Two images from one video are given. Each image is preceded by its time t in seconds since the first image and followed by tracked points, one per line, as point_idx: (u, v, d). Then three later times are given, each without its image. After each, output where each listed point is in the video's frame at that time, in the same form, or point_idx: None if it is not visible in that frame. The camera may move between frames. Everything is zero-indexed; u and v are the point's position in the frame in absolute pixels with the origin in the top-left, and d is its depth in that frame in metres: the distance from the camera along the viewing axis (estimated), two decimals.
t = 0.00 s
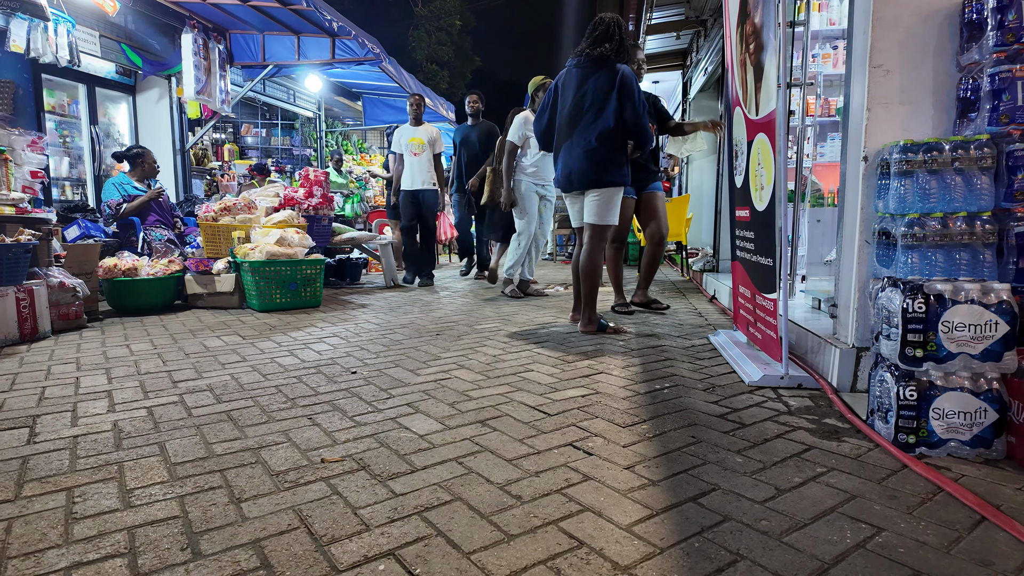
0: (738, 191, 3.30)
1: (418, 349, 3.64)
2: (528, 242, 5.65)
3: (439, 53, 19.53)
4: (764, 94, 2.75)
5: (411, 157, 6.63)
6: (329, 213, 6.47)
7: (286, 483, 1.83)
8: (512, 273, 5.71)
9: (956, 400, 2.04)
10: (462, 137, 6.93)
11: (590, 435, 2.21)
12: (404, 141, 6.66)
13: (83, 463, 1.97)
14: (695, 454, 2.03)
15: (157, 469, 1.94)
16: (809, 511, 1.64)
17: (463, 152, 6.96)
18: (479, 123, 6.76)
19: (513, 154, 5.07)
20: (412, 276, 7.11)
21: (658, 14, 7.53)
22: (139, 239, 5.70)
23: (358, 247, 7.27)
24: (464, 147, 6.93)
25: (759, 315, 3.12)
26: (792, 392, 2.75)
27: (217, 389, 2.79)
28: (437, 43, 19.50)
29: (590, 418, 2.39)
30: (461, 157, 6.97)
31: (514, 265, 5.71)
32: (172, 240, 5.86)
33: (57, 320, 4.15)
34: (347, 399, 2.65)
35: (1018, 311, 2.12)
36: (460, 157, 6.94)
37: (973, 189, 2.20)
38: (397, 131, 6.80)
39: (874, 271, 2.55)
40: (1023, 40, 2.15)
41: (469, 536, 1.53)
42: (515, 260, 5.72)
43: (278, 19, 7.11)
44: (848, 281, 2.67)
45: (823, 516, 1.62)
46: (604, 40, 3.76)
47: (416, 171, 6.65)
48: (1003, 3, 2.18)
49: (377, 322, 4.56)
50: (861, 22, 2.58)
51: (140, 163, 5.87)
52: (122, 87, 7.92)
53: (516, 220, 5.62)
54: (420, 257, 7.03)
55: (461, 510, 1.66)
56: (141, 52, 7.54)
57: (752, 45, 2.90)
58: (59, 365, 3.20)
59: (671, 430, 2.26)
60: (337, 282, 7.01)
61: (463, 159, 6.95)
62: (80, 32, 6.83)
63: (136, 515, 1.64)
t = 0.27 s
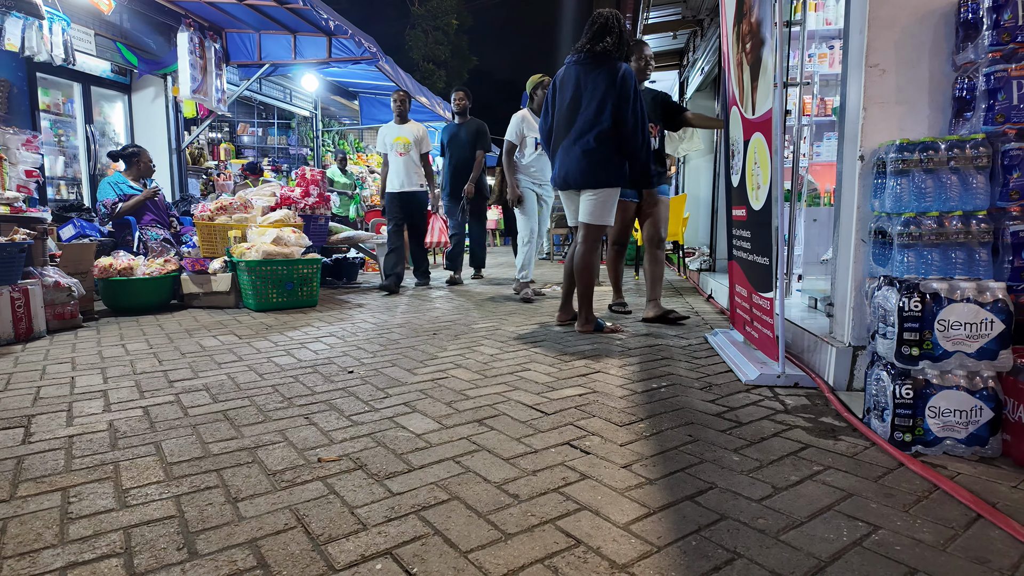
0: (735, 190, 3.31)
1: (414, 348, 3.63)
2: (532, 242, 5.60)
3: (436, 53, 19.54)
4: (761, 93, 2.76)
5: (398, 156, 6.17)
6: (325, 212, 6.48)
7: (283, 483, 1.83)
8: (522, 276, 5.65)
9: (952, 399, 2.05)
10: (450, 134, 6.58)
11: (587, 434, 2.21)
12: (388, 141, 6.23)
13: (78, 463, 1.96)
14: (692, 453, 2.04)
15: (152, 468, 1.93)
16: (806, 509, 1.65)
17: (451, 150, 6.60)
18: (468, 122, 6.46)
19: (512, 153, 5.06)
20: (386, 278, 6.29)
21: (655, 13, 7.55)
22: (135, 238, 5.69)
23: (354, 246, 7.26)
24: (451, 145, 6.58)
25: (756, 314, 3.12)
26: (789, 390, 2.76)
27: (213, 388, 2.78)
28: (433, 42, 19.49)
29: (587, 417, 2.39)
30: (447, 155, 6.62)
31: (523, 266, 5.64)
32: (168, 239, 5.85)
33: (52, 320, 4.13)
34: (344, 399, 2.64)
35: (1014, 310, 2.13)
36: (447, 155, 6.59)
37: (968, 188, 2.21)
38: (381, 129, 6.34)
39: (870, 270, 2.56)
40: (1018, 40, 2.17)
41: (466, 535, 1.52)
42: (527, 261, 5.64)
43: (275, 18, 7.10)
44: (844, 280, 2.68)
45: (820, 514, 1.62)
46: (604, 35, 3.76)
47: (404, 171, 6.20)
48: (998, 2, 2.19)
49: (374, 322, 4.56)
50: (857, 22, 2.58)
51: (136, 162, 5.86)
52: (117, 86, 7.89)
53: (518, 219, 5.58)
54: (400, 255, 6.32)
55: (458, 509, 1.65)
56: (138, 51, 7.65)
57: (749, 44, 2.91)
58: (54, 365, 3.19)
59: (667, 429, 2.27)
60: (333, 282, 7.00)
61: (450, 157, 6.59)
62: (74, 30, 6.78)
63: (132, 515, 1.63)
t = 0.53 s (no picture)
0: (731, 190, 3.31)
1: (411, 348, 3.62)
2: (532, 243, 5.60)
3: (433, 52, 19.54)
4: (757, 93, 2.77)
5: (380, 147, 5.97)
6: (321, 212, 6.48)
7: (278, 484, 1.82)
8: (524, 280, 5.64)
9: (946, 399, 2.06)
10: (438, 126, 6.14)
11: (583, 434, 2.21)
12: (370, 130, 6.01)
13: (73, 465, 1.95)
14: (688, 453, 2.04)
15: (147, 470, 1.92)
16: (801, 509, 1.65)
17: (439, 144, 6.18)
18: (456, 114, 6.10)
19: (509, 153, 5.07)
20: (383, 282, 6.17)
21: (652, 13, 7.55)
22: (130, 238, 5.68)
23: (351, 247, 7.25)
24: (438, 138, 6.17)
25: (752, 314, 3.13)
26: (785, 390, 2.76)
27: (208, 389, 2.77)
28: (430, 42, 19.48)
29: (583, 417, 2.39)
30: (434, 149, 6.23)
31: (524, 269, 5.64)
32: (164, 239, 5.83)
33: (46, 320, 4.12)
34: (340, 399, 2.64)
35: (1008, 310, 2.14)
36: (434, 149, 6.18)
37: (963, 189, 2.22)
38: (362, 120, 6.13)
39: (865, 270, 2.57)
40: (1012, 41, 2.17)
41: (462, 536, 1.52)
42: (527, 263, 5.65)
43: (270, 17, 7.08)
44: (840, 280, 2.68)
45: (815, 515, 1.62)
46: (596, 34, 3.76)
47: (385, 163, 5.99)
48: (993, 3, 2.19)
49: (370, 322, 4.55)
50: (852, 23, 2.59)
51: (131, 162, 5.84)
52: (113, 86, 7.86)
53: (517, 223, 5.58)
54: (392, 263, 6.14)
55: (453, 510, 1.65)
56: (133, 49, 7.55)
57: (745, 45, 2.91)
58: (48, 366, 3.17)
59: (664, 429, 2.27)
60: (330, 282, 7.00)
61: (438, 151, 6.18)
62: (69, 29, 6.72)
63: (126, 517, 1.63)
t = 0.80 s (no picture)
0: (727, 190, 3.32)
1: (407, 349, 3.62)
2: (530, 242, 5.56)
3: (429, 52, 19.53)
4: (753, 94, 2.77)
5: (361, 145, 5.80)
6: (317, 212, 6.41)
7: (274, 485, 1.82)
8: (523, 280, 5.61)
9: (941, 399, 2.07)
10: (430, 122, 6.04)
11: (579, 435, 2.21)
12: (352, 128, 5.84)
13: (67, 467, 1.94)
14: (684, 454, 2.04)
15: (142, 471, 1.91)
16: (797, 510, 1.65)
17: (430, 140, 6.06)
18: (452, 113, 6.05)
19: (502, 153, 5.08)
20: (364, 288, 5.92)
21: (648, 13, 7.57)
22: (125, 238, 5.65)
23: (347, 247, 7.24)
24: (430, 135, 6.04)
25: (748, 315, 3.13)
26: (780, 391, 2.77)
27: (204, 390, 2.76)
28: (426, 41, 19.46)
29: (580, 417, 2.39)
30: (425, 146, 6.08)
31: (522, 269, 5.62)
32: (159, 239, 5.81)
33: (40, 321, 4.09)
34: (336, 400, 2.63)
35: (1002, 310, 2.15)
36: (424, 146, 6.05)
37: (957, 190, 2.23)
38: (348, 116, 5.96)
39: (861, 271, 2.57)
40: (1007, 42, 2.19)
41: (459, 538, 1.52)
42: (525, 264, 5.62)
43: (266, 16, 7.05)
44: (835, 280, 2.68)
45: (811, 515, 1.63)
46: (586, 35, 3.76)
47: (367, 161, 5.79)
48: (987, 5, 2.20)
49: (366, 322, 4.54)
50: (848, 23, 2.59)
51: (126, 162, 5.82)
52: (107, 85, 7.83)
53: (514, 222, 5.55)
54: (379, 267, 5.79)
55: (450, 511, 1.65)
56: (127, 49, 7.57)
57: (741, 45, 2.91)
58: (42, 366, 3.15)
59: (660, 430, 2.27)
60: (325, 282, 7.06)
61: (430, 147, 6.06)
62: (63, 27, 6.70)
63: (121, 519, 1.62)
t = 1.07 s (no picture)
0: (723, 191, 3.33)
1: (404, 350, 3.62)
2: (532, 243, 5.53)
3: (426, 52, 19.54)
4: (749, 96, 2.78)
5: (342, 137, 5.37)
6: (315, 213, 6.44)
7: (271, 487, 1.82)
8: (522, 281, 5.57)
9: (935, 400, 2.08)
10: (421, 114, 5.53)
11: (576, 436, 2.22)
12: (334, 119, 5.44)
13: (63, 469, 1.94)
14: (680, 455, 2.05)
15: (138, 473, 1.91)
16: (792, 511, 1.66)
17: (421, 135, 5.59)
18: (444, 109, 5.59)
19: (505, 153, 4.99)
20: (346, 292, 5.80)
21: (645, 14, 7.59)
22: (121, 239, 5.64)
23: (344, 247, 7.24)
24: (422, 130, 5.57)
25: (744, 316, 3.14)
26: (776, 391, 2.78)
27: (200, 391, 2.76)
28: (423, 41, 19.47)
29: (576, 418, 2.40)
30: (414, 140, 5.61)
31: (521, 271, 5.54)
32: (156, 240, 5.80)
33: (36, 322, 4.08)
34: (333, 401, 2.64)
35: (997, 312, 2.16)
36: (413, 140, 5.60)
37: (952, 191, 2.24)
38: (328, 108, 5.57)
39: (856, 272, 2.59)
40: (1001, 46, 2.20)
41: (455, 539, 1.52)
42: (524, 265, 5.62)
43: (263, 17, 7.04)
44: (831, 282, 2.70)
45: (806, 516, 1.63)
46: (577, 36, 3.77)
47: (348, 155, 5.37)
48: (980, 8, 2.21)
49: (363, 323, 4.55)
50: (843, 26, 2.61)
51: (122, 162, 5.81)
52: (104, 85, 7.81)
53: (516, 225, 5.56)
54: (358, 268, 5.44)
55: (447, 513, 1.65)
56: (124, 49, 7.57)
57: (737, 47, 2.93)
58: (38, 368, 3.15)
59: (656, 431, 2.28)
60: (323, 282, 7.09)
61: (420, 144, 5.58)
62: (59, 28, 6.68)
63: (118, 521, 1.62)
